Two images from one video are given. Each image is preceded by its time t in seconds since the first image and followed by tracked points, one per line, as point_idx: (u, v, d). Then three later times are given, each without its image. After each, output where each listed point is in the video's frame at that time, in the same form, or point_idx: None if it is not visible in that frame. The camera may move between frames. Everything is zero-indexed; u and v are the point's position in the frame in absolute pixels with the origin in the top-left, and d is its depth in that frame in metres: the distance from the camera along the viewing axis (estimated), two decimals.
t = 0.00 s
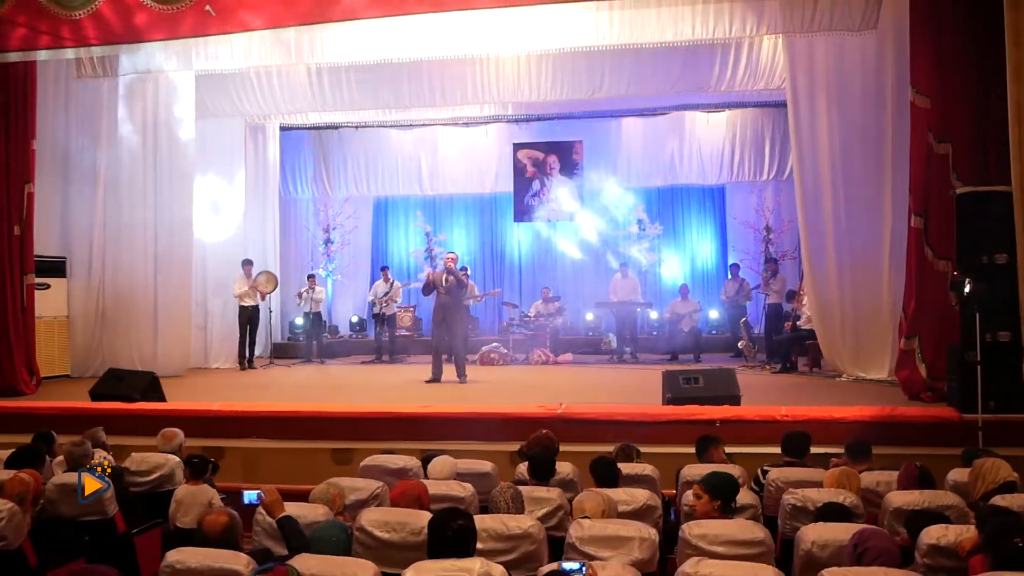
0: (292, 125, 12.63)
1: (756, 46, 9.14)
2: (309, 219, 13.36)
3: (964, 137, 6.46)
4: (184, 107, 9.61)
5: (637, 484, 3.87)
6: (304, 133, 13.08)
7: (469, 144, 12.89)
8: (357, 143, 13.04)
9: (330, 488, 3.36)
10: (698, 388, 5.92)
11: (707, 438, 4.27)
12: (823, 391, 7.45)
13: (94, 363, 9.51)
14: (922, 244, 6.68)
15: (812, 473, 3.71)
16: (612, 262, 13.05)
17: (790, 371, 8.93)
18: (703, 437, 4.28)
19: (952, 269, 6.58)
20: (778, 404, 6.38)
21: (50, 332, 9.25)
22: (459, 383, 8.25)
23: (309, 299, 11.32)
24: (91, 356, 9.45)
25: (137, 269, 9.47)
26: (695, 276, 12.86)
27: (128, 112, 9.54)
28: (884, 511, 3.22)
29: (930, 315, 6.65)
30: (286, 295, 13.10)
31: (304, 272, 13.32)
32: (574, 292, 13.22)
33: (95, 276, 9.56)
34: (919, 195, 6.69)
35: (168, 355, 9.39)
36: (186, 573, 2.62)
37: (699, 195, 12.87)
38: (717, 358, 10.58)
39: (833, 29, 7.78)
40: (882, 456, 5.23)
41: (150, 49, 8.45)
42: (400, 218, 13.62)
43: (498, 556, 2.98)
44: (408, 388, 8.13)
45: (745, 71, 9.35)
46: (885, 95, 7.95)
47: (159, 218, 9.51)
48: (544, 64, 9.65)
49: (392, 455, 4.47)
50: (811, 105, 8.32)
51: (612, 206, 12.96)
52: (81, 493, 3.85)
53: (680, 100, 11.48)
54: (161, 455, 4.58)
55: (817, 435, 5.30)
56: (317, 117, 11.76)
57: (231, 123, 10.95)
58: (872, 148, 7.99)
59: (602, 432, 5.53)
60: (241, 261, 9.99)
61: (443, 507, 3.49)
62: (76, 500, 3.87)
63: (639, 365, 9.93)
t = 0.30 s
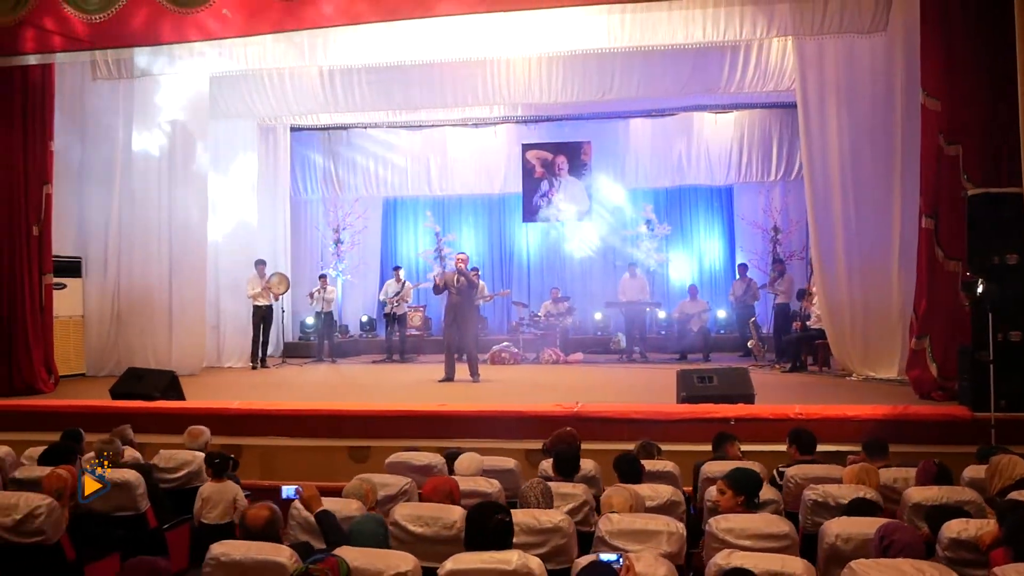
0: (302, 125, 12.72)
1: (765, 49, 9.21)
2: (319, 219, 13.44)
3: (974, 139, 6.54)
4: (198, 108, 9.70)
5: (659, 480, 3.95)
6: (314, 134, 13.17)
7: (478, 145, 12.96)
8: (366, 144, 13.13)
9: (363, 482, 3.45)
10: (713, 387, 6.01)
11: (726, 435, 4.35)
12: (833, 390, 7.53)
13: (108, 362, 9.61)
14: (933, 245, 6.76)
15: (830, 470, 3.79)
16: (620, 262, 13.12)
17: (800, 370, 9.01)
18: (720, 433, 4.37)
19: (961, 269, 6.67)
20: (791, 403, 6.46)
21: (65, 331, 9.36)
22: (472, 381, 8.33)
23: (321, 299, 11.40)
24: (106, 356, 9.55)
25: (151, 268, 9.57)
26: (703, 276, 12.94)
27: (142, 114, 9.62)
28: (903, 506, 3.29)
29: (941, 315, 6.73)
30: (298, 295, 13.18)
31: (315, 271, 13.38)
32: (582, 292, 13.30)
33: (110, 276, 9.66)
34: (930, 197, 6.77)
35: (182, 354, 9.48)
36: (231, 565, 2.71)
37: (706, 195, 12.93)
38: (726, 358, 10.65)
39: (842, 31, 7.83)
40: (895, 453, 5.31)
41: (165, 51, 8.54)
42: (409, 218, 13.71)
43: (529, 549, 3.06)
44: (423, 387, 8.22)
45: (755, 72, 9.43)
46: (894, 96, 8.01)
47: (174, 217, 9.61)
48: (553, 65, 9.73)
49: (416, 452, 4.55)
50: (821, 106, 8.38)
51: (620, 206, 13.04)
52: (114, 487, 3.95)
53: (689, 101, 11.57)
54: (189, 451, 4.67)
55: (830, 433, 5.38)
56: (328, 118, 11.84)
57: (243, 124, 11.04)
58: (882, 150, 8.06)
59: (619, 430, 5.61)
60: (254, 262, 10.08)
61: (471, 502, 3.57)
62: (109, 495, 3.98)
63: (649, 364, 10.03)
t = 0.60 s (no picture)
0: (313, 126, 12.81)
1: (775, 51, 9.27)
2: (330, 219, 13.51)
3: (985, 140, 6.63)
4: (213, 110, 9.79)
5: (680, 477, 4.03)
6: (324, 134, 13.24)
7: (488, 146, 13.04)
8: (377, 145, 13.22)
9: (394, 478, 3.53)
10: (728, 385, 6.10)
11: (746, 432, 4.44)
12: (845, 388, 7.61)
13: (125, 361, 9.71)
14: (944, 245, 6.84)
15: (849, 467, 3.87)
16: (630, 263, 13.20)
17: (810, 369, 9.09)
18: (740, 431, 4.46)
19: (972, 270, 6.76)
20: (804, 401, 6.53)
21: (82, 330, 9.46)
22: (486, 380, 8.41)
23: (334, 298, 11.49)
24: (123, 355, 9.64)
25: (167, 268, 9.67)
26: (712, 276, 13.01)
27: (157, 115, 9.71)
28: (921, 501, 3.37)
29: (952, 315, 6.81)
30: (310, 295, 13.27)
31: (327, 271, 13.45)
32: (592, 292, 13.38)
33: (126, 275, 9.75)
34: (941, 198, 6.85)
35: (198, 353, 9.54)
36: (275, 557, 2.79)
37: (715, 195, 12.97)
38: (736, 357, 10.72)
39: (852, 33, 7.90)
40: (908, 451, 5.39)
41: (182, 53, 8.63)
42: (420, 219, 13.78)
43: (559, 542, 3.14)
44: (438, 386, 8.30)
45: (765, 74, 9.50)
46: (905, 98, 8.07)
47: (190, 217, 9.71)
48: (564, 67, 9.81)
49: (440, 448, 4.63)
50: (831, 107, 8.44)
51: (630, 207, 13.10)
52: (147, 483, 4.01)
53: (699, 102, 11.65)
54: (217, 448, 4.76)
55: (845, 431, 5.46)
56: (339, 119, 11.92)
57: (256, 125, 11.12)
58: (892, 151, 8.12)
59: (635, 428, 5.68)
60: (268, 262, 10.17)
61: (499, 498, 3.65)
62: (141, 490, 4.04)
63: (660, 363, 10.11)
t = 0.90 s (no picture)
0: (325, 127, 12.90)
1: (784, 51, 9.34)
2: (341, 219, 13.61)
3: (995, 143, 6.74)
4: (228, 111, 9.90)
5: (700, 472, 4.11)
6: (335, 134, 13.32)
7: (498, 146, 13.14)
8: (387, 146, 13.31)
9: (424, 473, 3.63)
10: (742, 383, 6.19)
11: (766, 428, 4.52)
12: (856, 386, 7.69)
13: (140, 360, 9.80)
14: (954, 246, 6.95)
15: (865, 463, 3.96)
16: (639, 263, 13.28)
17: (820, 367, 9.17)
18: (761, 427, 4.54)
19: (982, 270, 6.86)
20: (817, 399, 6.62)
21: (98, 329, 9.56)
22: (500, 379, 8.50)
23: (346, 298, 11.58)
24: (139, 353, 9.75)
25: (182, 268, 9.77)
26: (721, 276, 13.08)
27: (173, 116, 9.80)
28: (938, 496, 3.45)
29: (963, 315, 6.92)
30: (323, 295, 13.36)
31: (339, 271, 13.51)
32: (602, 292, 13.47)
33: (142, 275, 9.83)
34: (952, 199, 6.95)
35: (213, 346, 9.77)
36: (314, 548, 2.89)
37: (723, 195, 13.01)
38: (745, 356, 10.82)
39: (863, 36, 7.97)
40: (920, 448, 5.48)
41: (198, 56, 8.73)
42: (430, 219, 13.88)
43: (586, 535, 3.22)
44: (452, 384, 8.40)
45: (775, 75, 9.58)
46: (914, 99, 8.15)
47: (205, 216, 9.81)
48: (575, 68, 9.89)
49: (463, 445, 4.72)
50: (841, 109, 8.51)
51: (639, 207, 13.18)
52: (178, 479, 4.13)
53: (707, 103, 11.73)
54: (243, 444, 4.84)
55: (857, 428, 5.54)
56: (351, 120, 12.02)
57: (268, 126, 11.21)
58: (901, 152, 8.20)
59: (651, 426, 5.77)
60: (282, 262, 10.26)
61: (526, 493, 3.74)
62: (173, 486, 4.15)
63: (671, 362, 10.20)
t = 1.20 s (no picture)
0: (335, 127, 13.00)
1: (793, 53, 9.43)
2: (350, 218, 13.66)
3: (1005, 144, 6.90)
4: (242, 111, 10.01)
5: (717, 468, 4.21)
6: (345, 134, 13.41)
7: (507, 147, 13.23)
8: (396, 146, 13.41)
9: (451, 467, 3.73)
10: (754, 381, 6.28)
11: (782, 424, 4.61)
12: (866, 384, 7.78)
13: (155, 358, 9.88)
14: (963, 245, 7.09)
15: (879, 459, 4.06)
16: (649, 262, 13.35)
17: (829, 366, 9.26)
18: (779, 423, 4.63)
19: (990, 269, 7.00)
20: (827, 397, 6.70)
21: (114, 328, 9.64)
22: (512, 377, 8.59)
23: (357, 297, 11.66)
24: (154, 351, 9.84)
25: (197, 267, 9.87)
26: (728, 275, 13.16)
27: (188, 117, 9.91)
28: (952, 490, 3.54)
29: (971, 315, 7.05)
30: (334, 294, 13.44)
31: (349, 270, 13.56)
32: (610, 291, 13.55)
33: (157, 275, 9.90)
34: (961, 201, 7.09)
35: (228, 344, 9.86)
36: (351, 540, 2.96)
37: (732, 195, 12.99)
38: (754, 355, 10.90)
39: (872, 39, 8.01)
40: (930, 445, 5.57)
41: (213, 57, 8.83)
42: (438, 217, 13.89)
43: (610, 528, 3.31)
44: (464, 383, 8.49)
45: (784, 75, 9.67)
46: (922, 101, 8.23)
47: (219, 216, 9.92)
48: (585, 69, 9.99)
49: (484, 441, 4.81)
50: (850, 110, 8.59)
51: (648, 207, 13.25)
52: (206, 474, 4.21)
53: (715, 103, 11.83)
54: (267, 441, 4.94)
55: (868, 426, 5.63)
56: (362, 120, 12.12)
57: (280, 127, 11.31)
58: (909, 153, 8.29)
59: (666, 423, 5.85)
60: (294, 261, 10.35)
61: (549, 487, 3.83)
62: (202, 480, 4.23)
63: (680, 361, 10.29)
